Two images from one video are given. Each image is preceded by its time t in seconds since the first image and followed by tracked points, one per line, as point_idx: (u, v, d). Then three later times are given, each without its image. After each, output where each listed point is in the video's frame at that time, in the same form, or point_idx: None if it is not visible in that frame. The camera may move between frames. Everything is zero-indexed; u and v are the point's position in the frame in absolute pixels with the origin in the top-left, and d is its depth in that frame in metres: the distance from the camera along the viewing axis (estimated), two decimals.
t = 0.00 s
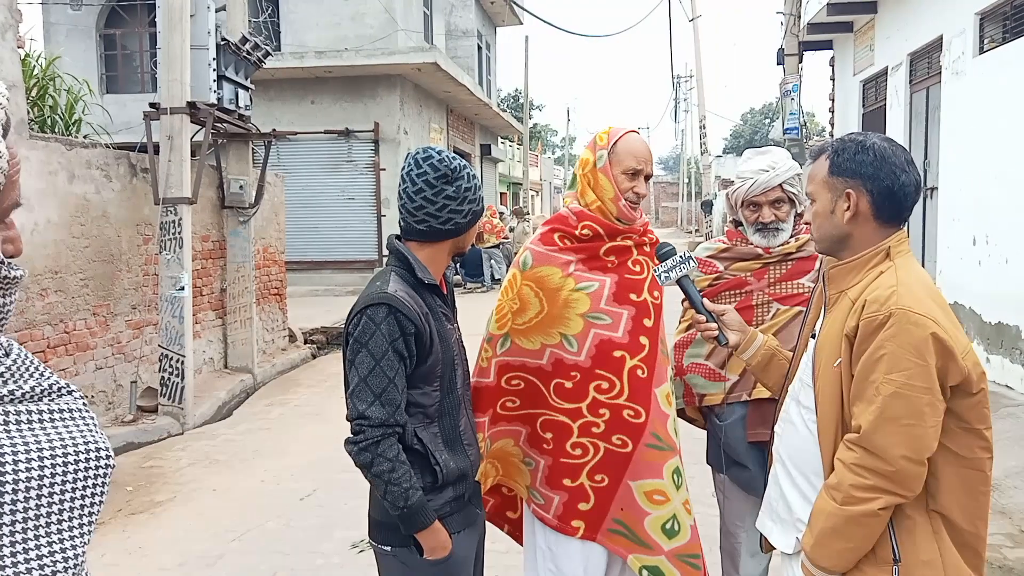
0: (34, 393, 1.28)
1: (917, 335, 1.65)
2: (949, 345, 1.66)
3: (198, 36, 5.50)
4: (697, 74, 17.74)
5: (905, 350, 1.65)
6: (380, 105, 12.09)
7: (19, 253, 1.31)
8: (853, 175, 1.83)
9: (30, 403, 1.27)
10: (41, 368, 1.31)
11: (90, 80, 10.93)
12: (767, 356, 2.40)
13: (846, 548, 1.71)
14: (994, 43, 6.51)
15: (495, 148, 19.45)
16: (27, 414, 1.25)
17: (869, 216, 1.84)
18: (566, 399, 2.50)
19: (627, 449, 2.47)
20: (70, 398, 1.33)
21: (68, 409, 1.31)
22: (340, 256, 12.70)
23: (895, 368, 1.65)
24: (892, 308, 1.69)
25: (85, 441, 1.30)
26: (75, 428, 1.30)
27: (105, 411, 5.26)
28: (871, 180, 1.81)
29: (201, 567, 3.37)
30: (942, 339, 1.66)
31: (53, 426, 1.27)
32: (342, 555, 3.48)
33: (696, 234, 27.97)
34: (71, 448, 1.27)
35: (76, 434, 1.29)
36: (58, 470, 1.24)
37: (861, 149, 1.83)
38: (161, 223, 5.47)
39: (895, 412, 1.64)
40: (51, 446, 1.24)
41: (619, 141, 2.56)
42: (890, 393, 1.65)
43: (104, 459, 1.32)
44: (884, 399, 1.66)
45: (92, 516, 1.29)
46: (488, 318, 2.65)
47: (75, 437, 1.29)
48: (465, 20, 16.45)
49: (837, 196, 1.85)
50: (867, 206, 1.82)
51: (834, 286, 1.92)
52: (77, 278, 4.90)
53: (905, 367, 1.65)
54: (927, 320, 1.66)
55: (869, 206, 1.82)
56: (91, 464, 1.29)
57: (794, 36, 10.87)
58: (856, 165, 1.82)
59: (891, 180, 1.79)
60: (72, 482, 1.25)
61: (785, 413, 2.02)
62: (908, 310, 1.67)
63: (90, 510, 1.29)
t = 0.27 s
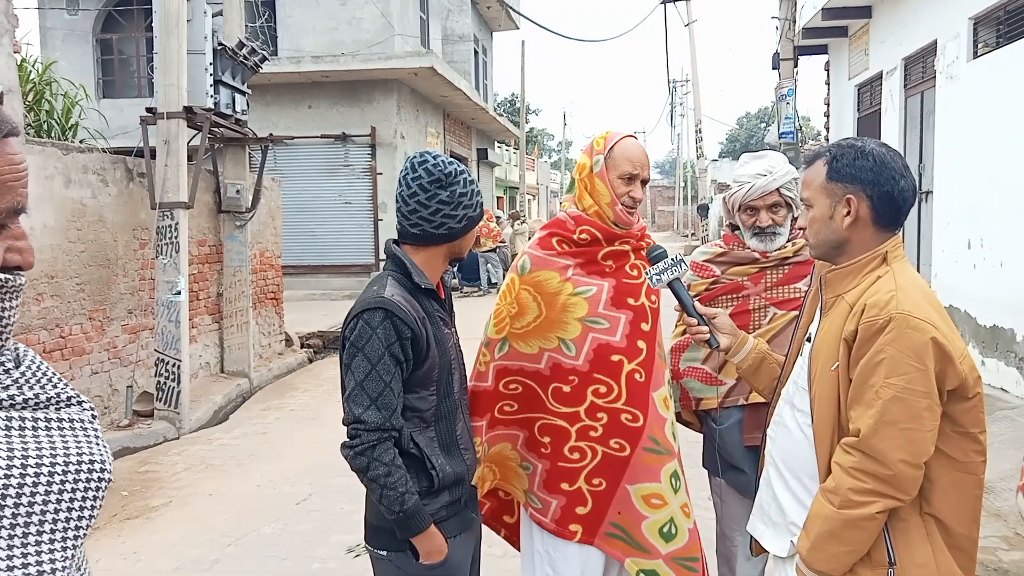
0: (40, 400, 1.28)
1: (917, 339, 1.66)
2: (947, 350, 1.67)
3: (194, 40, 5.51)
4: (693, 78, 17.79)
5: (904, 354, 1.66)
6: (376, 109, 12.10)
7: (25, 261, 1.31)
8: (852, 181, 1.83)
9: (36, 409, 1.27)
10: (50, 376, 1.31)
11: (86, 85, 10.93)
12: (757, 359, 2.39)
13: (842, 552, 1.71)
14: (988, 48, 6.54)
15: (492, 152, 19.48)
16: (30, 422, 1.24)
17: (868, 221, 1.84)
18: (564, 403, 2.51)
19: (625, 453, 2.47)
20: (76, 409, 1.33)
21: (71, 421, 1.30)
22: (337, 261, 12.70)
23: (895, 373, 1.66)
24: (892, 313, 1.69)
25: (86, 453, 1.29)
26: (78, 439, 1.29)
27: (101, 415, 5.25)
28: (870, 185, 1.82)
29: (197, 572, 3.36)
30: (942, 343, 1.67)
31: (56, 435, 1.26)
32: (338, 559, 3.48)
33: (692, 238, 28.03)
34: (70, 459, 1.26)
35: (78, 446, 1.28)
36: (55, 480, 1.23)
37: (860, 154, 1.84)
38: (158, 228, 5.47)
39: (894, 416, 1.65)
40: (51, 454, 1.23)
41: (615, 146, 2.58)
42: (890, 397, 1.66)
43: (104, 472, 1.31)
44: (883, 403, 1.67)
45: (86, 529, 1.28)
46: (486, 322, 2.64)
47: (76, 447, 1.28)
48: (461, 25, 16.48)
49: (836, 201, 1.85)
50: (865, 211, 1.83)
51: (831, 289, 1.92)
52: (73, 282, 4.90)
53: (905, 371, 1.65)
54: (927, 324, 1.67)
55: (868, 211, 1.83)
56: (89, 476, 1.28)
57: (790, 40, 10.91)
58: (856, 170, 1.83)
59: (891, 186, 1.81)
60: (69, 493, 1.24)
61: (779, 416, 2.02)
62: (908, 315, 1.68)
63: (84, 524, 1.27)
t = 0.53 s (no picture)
0: (41, 402, 1.26)
1: (919, 344, 1.66)
2: (948, 354, 1.67)
3: (194, 44, 5.51)
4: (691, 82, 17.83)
5: (905, 358, 1.66)
6: (376, 113, 12.10)
7: (25, 252, 1.26)
8: (855, 187, 1.83)
9: (36, 409, 1.25)
10: (56, 380, 1.30)
11: (86, 88, 10.94)
12: (754, 362, 2.40)
13: (841, 556, 1.71)
14: (986, 52, 6.56)
15: (491, 156, 19.49)
16: (24, 423, 1.22)
17: (870, 227, 1.84)
18: (564, 407, 2.51)
19: (624, 457, 2.47)
20: (74, 415, 1.30)
21: (67, 426, 1.28)
22: (336, 264, 12.70)
23: (897, 377, 1.66)
24: (893, 317, 1.69)
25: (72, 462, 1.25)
26: (69, 445, 1.26)
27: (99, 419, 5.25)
28: (873, 191, 1.82)
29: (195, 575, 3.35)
30: (943, 348, 1.67)
31: (47, 439, 1.24)
32: (336, 562, 3.47)
33: (691, 242, 28.05)
34: (56, 466, 1.22)
35: (67, 453, 1.25)
36: (36, 485, 1.19)
37: (862, 161, 1.84)
38: (156, 231, 5.47)
39: (895, 420, 1.65)
40: (38, 457, 1.20)
41: (616, 150, 2.57)
42: (891, 401, 1.66)
43: (87, 483, 1.27)
44: (884, 407, 1.67)
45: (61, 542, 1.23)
46: (486, 326, 2.64)
47: (64, 454, 1.25)
48: (461, 29, 16.51)
49: (838, 207, 1.85)
50: (868, 216, 1.83)
51: (831, 294, 1.93)
52: (72, 286, 4.89)
53: (907, 376, 1.65)
54: (928, 329, 1.67)
55: (871, 217, 1.83)
56: (72, 486, 1.24)
57: (788, 45, 10.93)
58: (858, 176, 1.82)
59: (893, 192, 1.81)
60: (49, 500, 1.20)
61: (776, 419, 2.02)
62: (909, 319, 1.68)
63: (59, 535, 1.22)
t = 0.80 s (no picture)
0: (38, 390, 1.22)
1: (919, 345, 1.66)
2: (947, 356, 1.67)
3: (194, 46, 5.51)
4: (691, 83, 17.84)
5: (905, 360, 1.66)
6: (375, 114, 12.11)
7: (24, 246, 1.24)
8: (855, 188, 1.83)
9: (33, 397, 1.21)
10: (58, 370, 1.26)
11: (86, 90, 10.94)
12: (753, 364, 2.41)
13: (841, 557, 1.71)
14: (986, 53, 6.56)
15: (491, 157, 19.50)
16: (16, 408, 1.17)
17: (870, 228, 1.84)
18: (564, 408, 2.51)
19: (625, 458, 2.47)
20: (73, 406, 1.25)
21: (64, 415, 1.22)
22: (336, 265, 12.71)
23: (896, 378, 1.66)
24: (893, 319, 1.69)
25: (62, 452, 1.18)
26: (63, 434, 1.20)
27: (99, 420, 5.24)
28: (872, 193, 1.82)
29: None
30: (943, 349, 1.67)
31: (39, 426, 1.18)
32: (337, 564, 3.47)
33: (691, 243, 28.06)
34: (45, 454, 1.16)
35: (60, 442, 1.19)
36: (21, 472, 1.13)
37: (860, 162, 1.84)
38: (157, 232, 5.47)
39: (895, 421, 1.65)
40: (27, 444, 1.15)
41: (617, 152, 2.57)
42: (892, 402, 1.66)
43: (79, 475, 1.20)
44: (884, 408, 1.67)
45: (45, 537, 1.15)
46: (486, 327, 2.63)
47: (56, 443, 1.18)
48: (460, 30, 16.53)
49: (838, 208, 1.85)
50: (868, 218, 1.83)
51: (831, 295, 1.93)
52: (72, 287, 4.89)
53: (907, 377, 1.66)
54: (928, 330, 1.67)
55: (870, 218, 1.83)
56: (61, 476, 1.17)
57: (788, 46, 10.95)
58: (857, 177, 1.82)
59: (892, 193, 1.81)
60: (35, 489, 1.14)
61: (775, 420, 2.02)
62: (909, 320, 1.68)
63: (45, 529, 1.15)
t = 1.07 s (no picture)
0: (54, 378, 1.24)
1: (922, 348, 1.66)
2: (951, 360, 1.67)
3: (200, 46, 5.52)
4: (696, 84, 17.82)
5: (908, 364, 1.66)
6: (381, 114, 12.12)
7: (40, 238, 1.25)
8: (858, 191, 1.83)
9: (49, 385, 1.23)
10: (75, 359, 1.28)
11: (92, 89, 10.98)
12: (756, 367, 2.40)
13: (844, 561, 1.71)
14: (992, 56, 6.55)
15: (496, 157, 19.51)
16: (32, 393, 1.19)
17: (873, 231, 1.85)
18: (568, 410, 2.51)
19: (629, 460, 2.48)
20: (88, 394, 1.27)
21: (80, 402, 1.24)
22: (340, 265, 12.73)
23: (900, 382, 1.66)
24: (896, 322, 1.69)
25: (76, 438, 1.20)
26: (78, 421, 1.22)
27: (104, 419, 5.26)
28: (875, 196, 1.82)
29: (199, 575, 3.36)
30: (946, 353, 1.67)
31: (54, 412, 1.20)
32: (339, 564, 3.48)
33: (696, 245, 28.05)
34: (59, 439, 1.18)
35: (75, 428, 1.20)
36: (34, 455, 1.14)
37: (863, 165, 1.84)
38: (162, 232, 5.49)
39: (899, 425, 1.65)
40: (40, 429, 1.16)
41: (622, 154, 2.58)
42: (895, 406, 1.66)
43: (91, 461, 1.22)
44: (887, 411, 1.66)
45: (58, 521, 1.17)
46: (491, 329, 2.63)
47: (70, 429, 1.20)
48: (466, 31, 16.54)
49: (841, 211, 1.85)
50: (871, 221, 1.83)
51: (834, 299, 1.93)
52: (77, 285, 4.91)
53: (910, 381, 1.65)
54: (931, 333, 1.67)
55: (873, 221, 1.83)
56: (74, 461, 1.19)
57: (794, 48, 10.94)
58: (860, 180, 1.83)
59: (895, 195, 1.81)
60: (47, 473, 1.15)
61: (778, 423, 2.03)
62: (912, 324, 1.68)
63: (58, 514, 1.16)
